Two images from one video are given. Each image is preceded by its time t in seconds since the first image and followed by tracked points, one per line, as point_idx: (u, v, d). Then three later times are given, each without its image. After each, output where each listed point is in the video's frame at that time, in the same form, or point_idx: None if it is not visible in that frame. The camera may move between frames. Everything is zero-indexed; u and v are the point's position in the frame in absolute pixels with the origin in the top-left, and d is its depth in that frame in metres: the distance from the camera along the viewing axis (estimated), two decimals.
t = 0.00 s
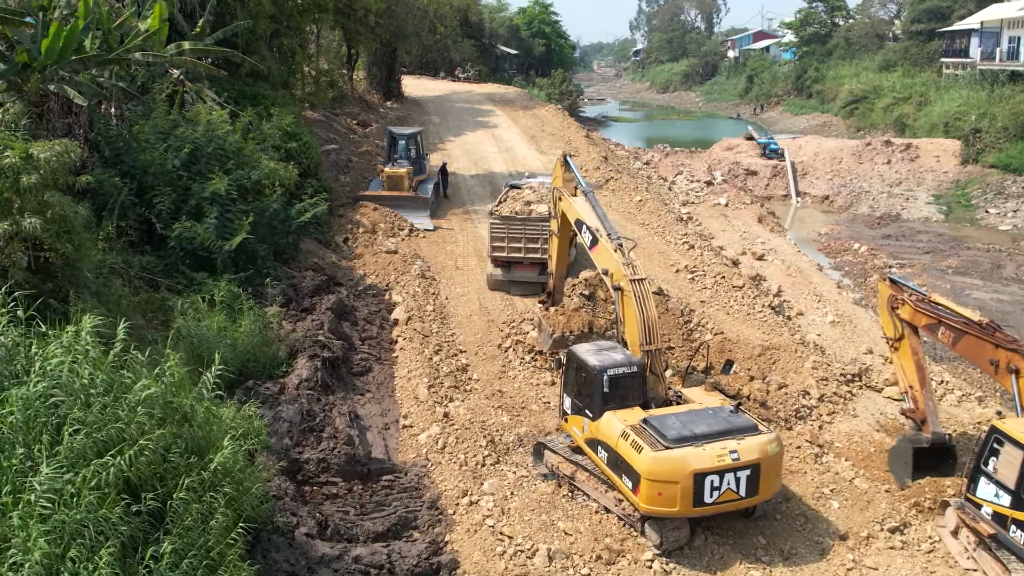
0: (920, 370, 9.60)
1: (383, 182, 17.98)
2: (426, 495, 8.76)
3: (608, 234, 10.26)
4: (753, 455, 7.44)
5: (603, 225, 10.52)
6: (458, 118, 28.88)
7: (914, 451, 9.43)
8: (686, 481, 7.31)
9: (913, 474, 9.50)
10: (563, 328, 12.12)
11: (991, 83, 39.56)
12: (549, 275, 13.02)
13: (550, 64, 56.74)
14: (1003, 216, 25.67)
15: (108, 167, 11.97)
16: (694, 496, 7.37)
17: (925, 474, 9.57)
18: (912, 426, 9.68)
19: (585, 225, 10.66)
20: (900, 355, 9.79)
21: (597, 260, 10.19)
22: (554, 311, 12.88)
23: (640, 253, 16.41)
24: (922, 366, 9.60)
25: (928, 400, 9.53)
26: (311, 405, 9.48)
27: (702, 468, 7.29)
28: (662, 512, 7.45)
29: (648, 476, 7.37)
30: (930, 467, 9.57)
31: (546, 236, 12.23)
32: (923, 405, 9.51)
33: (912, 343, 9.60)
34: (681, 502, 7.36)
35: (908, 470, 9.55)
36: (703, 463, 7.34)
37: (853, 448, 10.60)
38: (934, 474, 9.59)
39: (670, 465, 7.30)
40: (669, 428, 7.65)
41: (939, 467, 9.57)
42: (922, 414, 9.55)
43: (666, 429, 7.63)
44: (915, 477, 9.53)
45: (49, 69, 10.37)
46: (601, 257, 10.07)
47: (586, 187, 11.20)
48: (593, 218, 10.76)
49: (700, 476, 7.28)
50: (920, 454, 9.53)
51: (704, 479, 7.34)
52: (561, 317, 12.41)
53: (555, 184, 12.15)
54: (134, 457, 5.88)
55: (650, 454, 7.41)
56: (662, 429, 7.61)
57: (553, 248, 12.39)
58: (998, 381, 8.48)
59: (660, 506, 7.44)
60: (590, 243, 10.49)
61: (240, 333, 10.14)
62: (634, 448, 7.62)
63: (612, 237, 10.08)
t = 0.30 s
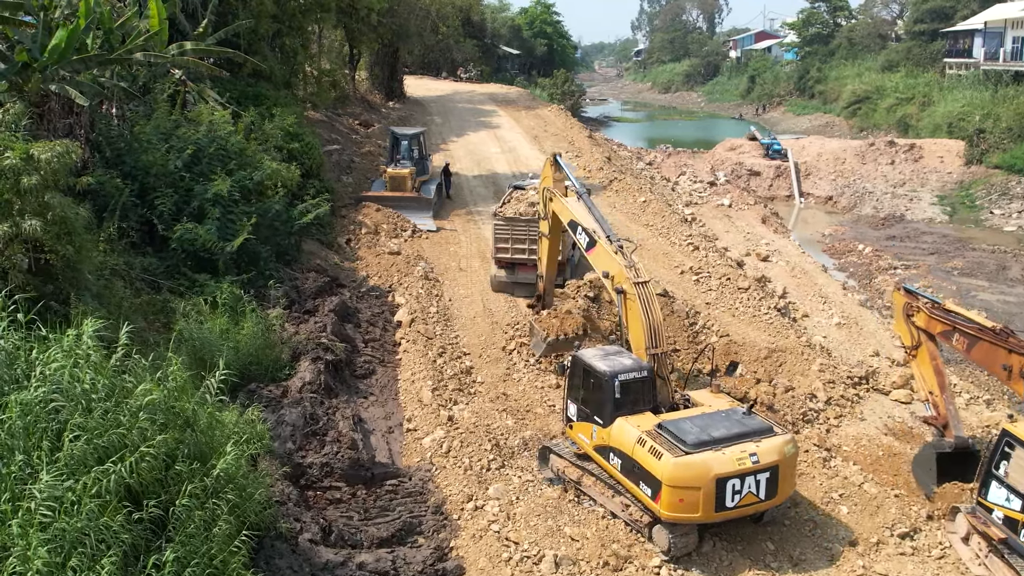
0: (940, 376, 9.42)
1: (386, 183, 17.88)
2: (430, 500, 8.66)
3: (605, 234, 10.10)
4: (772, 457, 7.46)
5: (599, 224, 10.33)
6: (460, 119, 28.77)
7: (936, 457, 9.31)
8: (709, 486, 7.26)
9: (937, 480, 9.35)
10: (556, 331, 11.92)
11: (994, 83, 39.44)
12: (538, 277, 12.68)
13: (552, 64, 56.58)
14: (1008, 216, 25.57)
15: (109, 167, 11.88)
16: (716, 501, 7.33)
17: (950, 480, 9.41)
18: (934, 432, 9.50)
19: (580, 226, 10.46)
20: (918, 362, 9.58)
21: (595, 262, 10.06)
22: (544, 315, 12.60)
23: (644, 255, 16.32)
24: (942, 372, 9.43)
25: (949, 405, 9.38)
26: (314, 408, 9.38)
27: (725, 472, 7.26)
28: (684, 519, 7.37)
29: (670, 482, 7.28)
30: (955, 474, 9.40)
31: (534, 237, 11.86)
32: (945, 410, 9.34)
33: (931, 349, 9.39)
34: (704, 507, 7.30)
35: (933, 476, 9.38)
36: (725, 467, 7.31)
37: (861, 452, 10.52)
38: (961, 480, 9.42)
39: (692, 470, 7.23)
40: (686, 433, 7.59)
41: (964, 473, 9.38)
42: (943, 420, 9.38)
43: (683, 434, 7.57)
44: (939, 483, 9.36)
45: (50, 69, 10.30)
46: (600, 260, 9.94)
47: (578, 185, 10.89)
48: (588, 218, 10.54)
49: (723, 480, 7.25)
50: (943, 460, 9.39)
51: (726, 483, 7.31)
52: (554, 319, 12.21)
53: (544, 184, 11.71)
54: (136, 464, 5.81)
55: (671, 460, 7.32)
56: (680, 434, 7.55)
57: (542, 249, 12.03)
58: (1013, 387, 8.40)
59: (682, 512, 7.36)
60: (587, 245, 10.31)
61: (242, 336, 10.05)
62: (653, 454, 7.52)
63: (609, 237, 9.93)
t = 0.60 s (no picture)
0: (964, 382, 9.50)
1: (388, 184, 17.77)
2: (433, 506, 8.55)
3: (601, 238, 9.94)
4: (791, 459, 7.41)
5: (593, 227, 10.15)
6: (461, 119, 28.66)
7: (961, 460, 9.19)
8: (731, 491, 7.17)
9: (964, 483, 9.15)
10: (548, 336, 11.88)
11: (997, 84, 39.34)
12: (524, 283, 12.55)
13: (554, 64, 56.42)
14: (1011, 217, 25.49)
15: (108, 168, 11.78)
16: (738, 506, 7.25)
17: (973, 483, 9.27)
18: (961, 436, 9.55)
19: (574, 230, 10.26)
20: (942, 368, 9.64)
21: (592, 266, 9.91)
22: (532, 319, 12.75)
23: (648, 256, 16.22)
24: (966, 378, 9.49)
25: (972, 409, 9.46)
26: (316, 412, 9.28)
27: (746, 476, 7.18)
28: (706, 526, 7.26)
29: (692, 489, 7.17)
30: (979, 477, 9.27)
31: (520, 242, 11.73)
32: (969, 415, 9.42)
33: (954, 357, 9.42)
34: (726, 513, 7.21)
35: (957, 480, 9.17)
36: (745, 471, 7.24)
37: (868, 456, 10.41)
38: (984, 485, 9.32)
39: (714, 476, 7.13)
40: (704, 438, 7.49)
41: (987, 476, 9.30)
42: (968, 424, 9.46)
43: (702, 440, 7.46)
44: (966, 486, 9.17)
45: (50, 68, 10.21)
46: (597, 263, 9.78)
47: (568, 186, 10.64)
48: (580, 221, 10.34)
49: (744, 485, 7.17)
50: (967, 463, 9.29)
51: (747, 487, 7.24)
52: (546, 324, 12.17)
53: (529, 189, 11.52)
54: (136, 472, 5.73)
55: (692, 466, 7.21)
56: (698, 440, 7.44)
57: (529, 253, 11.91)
58: None
59: (704, 519, 7.25)
60: (581, 248, 10.13)
61: (243, 339, 9.96)
62: (672, 461, 7.40)
63: (607, 241, 9.77)
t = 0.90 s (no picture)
0: (993, 393, 9.14)
1: (390, 185, 17.66)
2: (437, 512, 8.42)
3: (597, 241, 9.67)
4: (810, 461, 7.41)
5: (588, 230, 9.88)
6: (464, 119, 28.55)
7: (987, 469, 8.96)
8: (756, 496, 7.11)
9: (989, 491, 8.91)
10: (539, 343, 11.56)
11: (1001, 84, 39.19)
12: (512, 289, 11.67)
13: (556, 65, 56.26)
14: (1017, 218, 25.36)
15: (109, 169, 11.68)
16: (762, 511, 7.20)
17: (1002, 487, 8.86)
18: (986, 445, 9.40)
19: (569, 234, 9.98)
20: (970, 381, 9.27)
21: (589, 271, 9.64)
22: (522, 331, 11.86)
23: (652, 258, 16.10)
24: (995, 390, 9.13)
25: (1000, 418, 9.29)
26: (318, 417, 9.16)
27: (771, 480, 7.13)
28: (731, 533, 7.16)
29: (717, 496, 7.05)
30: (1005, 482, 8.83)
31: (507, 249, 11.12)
32: (997, 425, 9.24)
33: (984, 368, 9.08)
34: (751, 518, 7.13)
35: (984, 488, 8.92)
36: (769, 475, 7.19)
37: (877, 461, 10.27)
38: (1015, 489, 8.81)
39: (740, 482, 7.04)
40: (725, 443, 7.40)
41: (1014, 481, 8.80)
42: (995, 433, 9.29)
43: (722, 445, 7.36)
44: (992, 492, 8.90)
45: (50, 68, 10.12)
46: (595, 268, 9.53)
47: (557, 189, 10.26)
48: (574, 224, 10.06)
49: (769, 489, 7.11)
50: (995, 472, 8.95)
51: (770, 491, 7.19)
52: (537, 331, 11.91)
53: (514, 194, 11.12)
54: (136, 480, 5.62)
55: (716, 473, 7.10)
56: (719, 445, 7.34)
57: (515, 261, 11.29)
58: None
59: (729, 526, 7.15)
60: (576, 252, 9.84)
61: (245, 342, 9.85)
62: (695, 468, 7.27)
63: (605, 244, 9.48)
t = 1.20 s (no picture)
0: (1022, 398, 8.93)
1: (391, 185, 17.52)
2: (438, 519, 8.28)
3: (591, 245, 9.34)
4: (826, 463, 7.35)
5: (580, 234, 9.53)
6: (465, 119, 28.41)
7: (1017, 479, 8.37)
8: (780, 501, 7.00)
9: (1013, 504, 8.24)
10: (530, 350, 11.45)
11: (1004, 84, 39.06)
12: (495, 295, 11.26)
13: (557, 65, 56.09)
14: (1021, 219, 25.24)
15: (107, 170, 11.55)
16: (785, 516, 7.10)
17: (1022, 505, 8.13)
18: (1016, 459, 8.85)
19: (559, 238, 9.56)
20: (1003, 388, 9.22)
21: (583, 276, 9.33)
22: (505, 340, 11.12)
23: (655, 260, 15.98)
24: None
25: None
26: (318, 422, 9.02)
27: (794, 484, 7.03)
28: (755, 540, 7.03)
29: (742, 503, 6.91)
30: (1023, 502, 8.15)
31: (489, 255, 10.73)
32: None
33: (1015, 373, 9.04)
34: (775, 523, 7.02)
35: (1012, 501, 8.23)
36: (790, 479, 7.09)
37: (885, 466, 10.13)
38: None
39: (764, 487, 6.92)
40: (744, 449, 7.26)
41: None
42: None
43: (742, 450, 7.22)
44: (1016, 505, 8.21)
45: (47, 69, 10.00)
46: (590, 273, 9.22)
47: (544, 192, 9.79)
48: (563, 227, 9.65)
49: (792, 494, 7.01)
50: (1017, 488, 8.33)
51: (792, 495, 7.10)
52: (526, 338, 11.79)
53: (497, 199, 10.64)
54: (132, 489, 5.50)
55: (740, 479, 6.96)
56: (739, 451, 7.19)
57: (499, 267, 10.88)
58: None
59: (754, 533, 7.01)
60: (569, 257, 9.49)
61: (245, 346, 9.71)
62: (716, 476, 7.11)
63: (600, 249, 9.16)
